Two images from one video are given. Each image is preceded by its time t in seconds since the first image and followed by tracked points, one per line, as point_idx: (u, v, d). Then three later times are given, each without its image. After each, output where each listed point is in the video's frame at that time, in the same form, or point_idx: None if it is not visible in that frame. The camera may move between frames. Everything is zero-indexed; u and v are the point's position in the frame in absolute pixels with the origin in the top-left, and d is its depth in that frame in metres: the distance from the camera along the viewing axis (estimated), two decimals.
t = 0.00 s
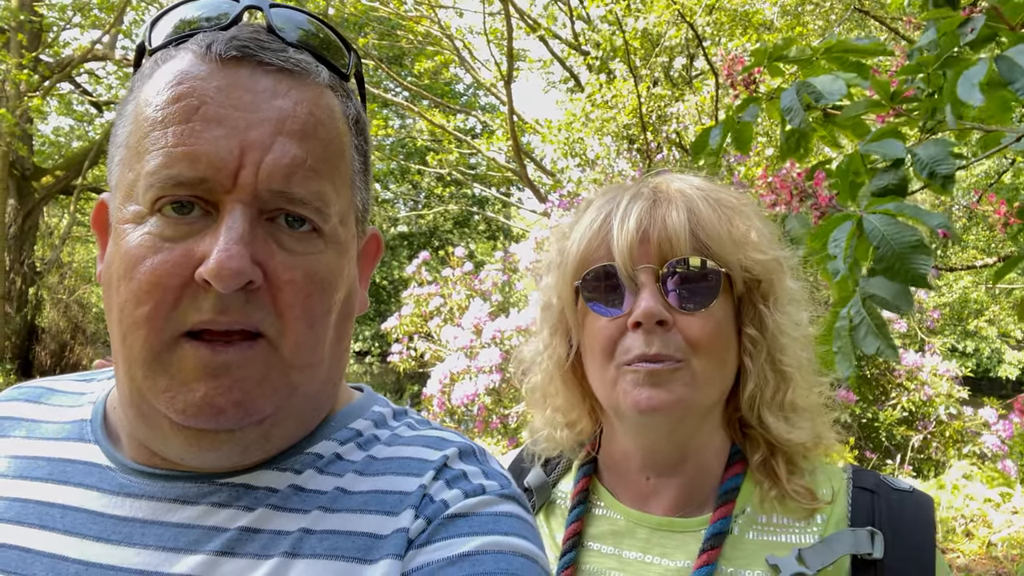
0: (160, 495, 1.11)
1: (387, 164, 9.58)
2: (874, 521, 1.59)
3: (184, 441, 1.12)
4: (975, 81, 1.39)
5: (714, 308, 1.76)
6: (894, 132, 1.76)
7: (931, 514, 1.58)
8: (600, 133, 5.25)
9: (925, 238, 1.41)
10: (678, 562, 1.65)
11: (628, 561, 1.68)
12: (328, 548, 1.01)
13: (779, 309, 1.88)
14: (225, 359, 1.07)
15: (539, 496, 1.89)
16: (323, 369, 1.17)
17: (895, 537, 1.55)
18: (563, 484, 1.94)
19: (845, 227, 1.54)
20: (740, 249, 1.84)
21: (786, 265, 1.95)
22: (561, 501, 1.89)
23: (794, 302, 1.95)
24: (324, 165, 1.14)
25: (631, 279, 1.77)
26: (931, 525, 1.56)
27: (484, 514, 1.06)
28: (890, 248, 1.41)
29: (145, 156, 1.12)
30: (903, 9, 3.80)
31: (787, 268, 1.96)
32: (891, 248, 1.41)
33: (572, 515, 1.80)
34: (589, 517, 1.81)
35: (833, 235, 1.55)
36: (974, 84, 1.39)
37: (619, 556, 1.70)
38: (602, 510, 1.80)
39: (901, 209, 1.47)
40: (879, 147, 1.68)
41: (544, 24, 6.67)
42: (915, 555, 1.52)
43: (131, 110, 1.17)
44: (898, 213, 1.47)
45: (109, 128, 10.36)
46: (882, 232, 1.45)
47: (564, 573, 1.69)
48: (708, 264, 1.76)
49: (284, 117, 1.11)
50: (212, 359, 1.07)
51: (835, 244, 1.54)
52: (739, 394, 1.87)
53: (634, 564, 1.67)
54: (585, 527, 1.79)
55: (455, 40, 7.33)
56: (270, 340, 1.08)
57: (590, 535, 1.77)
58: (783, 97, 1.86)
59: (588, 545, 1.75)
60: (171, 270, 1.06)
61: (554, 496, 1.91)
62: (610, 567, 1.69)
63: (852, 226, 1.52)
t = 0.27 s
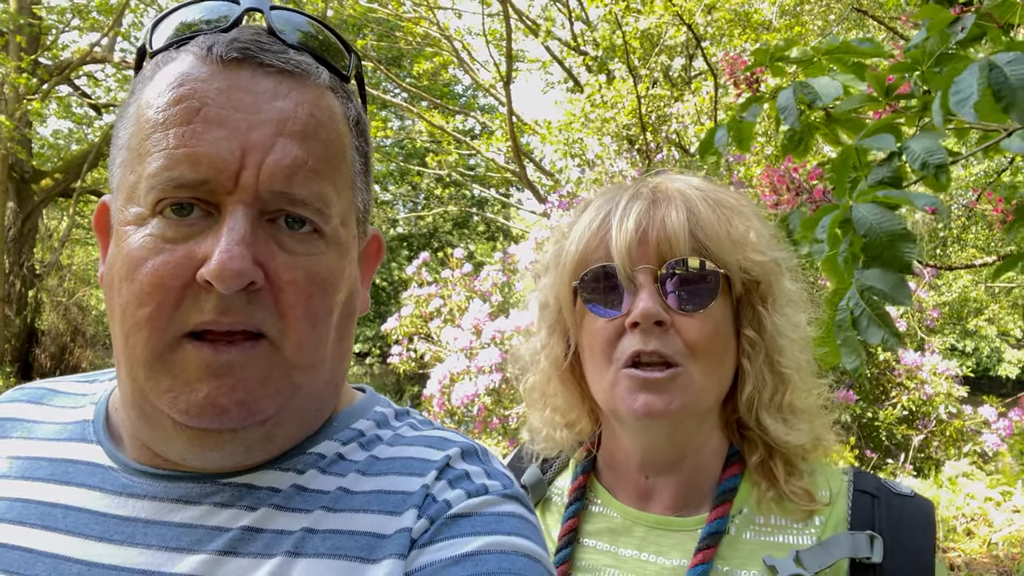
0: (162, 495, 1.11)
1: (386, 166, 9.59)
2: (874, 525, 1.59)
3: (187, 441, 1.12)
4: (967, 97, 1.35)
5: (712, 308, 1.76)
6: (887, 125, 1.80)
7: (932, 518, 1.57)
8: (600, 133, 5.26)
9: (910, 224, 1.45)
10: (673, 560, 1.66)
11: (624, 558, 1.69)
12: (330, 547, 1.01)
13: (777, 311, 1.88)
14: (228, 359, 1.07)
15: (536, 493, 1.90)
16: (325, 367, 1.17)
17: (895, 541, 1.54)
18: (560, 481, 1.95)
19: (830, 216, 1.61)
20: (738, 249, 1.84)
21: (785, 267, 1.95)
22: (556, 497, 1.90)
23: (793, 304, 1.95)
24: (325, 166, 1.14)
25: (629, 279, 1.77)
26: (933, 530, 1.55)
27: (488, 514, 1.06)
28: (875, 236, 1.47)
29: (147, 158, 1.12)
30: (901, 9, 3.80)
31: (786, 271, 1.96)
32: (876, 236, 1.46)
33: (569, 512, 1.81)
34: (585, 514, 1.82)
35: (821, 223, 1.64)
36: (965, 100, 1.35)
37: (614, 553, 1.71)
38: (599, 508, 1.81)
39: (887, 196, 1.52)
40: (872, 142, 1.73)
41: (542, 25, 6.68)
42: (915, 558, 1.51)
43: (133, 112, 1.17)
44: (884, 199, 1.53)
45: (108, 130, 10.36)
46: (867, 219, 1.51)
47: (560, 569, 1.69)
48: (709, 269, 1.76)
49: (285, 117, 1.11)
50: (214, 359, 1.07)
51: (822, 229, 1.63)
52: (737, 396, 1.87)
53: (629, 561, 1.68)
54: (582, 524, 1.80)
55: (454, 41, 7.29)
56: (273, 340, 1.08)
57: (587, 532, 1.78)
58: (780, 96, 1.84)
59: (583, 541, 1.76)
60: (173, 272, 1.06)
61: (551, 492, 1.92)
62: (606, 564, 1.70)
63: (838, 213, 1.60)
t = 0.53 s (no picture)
0: (159, 499, 1.11)
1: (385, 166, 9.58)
2: (855, 529, 1.56)
3: (201, 406, 1.11)
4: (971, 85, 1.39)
5: (706, 313, 1.74)
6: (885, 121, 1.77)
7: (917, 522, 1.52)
8: (599, 131, 5.26)
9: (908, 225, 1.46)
10: (657, 562, 1.66)
11: (610, 559, 1.70)
12: (327, 552, 1.01)
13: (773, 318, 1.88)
14: (249, 310, 1.07)
15: (524, 493, 1.91)
16: (336, 352, 1.18)
17: (876, 545, 1.51)
18: (551, 481, 1.96)
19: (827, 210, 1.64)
20: (736, 255, 1.84)
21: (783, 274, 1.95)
22: (545, 499, 1.91)
23: (789, 312, 1.95)
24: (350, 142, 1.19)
25: (625, 279, 1.77)
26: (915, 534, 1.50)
27: (485, 521, 1.06)
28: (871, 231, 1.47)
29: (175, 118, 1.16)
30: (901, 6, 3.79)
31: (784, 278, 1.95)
32: (876, 232, 1.46)
33: (557, 513, 1.81)
34: (575, 515, 1.82)
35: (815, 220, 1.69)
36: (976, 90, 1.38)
37: (600, 554, 1.71)
38: (588, 509, 1.82)
39: (880, 195, 1.52)
40: (867, 137, 1.74)
41: (542, 24, 6.67)
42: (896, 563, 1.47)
43: (161, 98, 1.22)
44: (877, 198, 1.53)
45: (107, 131, 10.35)
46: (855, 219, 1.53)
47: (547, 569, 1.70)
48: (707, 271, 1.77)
49: (314, 94, 1.16)
50: (236, 311, 1.07)
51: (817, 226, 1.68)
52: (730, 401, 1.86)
53: (616, 562, 1.69)
54: (570, 525, 1.80)
55: (453, 40, 7.30)
56: (294, 300, 1.09)
57: (575, 533, 1.79)
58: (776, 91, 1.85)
59: (571, 543, 1.77)
60: (197, 225, 1.07)
61: (538, 494, 1.93)
62: (593, 564, 1.71)
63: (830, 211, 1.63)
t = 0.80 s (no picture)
0: (158, 495, 1.11)
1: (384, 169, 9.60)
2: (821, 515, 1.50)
3: (212, 419, 1.10)
4: (962, 96, 1.38)
5: (696, 307, 1.74)
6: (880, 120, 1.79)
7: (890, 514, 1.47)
8: (598, 133, 5.27)
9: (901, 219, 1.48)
10: (646, 556, 1.64)
11: (598, 553, 1.69)
12: (326, 550, 1.01)
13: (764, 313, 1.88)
14: (267, 332, 1.05)
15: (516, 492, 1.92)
16: (343, 359, 1.19)
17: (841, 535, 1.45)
18: (544, 480, 1.96)
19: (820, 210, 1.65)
20: (729, 250, 1.84)
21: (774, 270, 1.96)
22: (537, 496, 1.91)
23: (779, 308, 1.96)
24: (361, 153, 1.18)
25: (617, 270, 1.79)
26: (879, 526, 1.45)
27: (483, 520, 1.06)
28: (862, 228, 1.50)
29: (182, 122, 1.13)
30: (898, 8, 3.80)
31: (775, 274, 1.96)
32: (867, 229, 1.49)
33: (549, 508, 1.82)
34: (566, 511, 1.82)
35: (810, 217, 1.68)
36: (961, 98, 1.39)
37: (590, 548, 1.71)
38: (579, 505, 1.82)
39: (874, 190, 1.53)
40: (865, 136, 1.70)
41: (540, 27, 6.69)
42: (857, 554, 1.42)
43: (165, 98, 1.19)
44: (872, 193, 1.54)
45: (106, 136, 10.37)
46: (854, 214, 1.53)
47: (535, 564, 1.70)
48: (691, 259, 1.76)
49: (327, 106, 1.14)
50: (257, 334, 1.04)
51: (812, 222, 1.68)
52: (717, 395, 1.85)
53: (604, 556, 1.68)
54: (561, 521, 1.80)
55: (452, 44, 7.34)
56: (309, 318, 1.08)
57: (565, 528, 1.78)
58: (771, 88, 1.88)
59: (562, 538, 1.76)
60: (216, 245, 1.05)
61: (530, 492, 1.93)
62: (581, 558, 1.70)
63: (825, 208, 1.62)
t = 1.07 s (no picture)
0: (159, 484, 1.11)
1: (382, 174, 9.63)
2: (826, 511, 1.51)
3: (201, 450, 1.09)
4: (955, 89, 1.43)
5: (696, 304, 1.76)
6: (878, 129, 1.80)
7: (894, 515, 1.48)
8: (596, 136, 5.30)
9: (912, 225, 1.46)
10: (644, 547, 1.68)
11: (598, 543, 1.73)
12: (326, 539, 1.02)
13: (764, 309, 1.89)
14: (255, 377, 1.05)
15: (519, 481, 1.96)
16: (340, 374, 1.18)
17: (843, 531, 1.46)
18: (548, 469, 2.00)
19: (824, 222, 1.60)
20: (728, 246, 1.85)
21: (773, 264, 1.97)
22: (539, 485, 1.96)
23: (780, 301, 1.96)
24: (355, 176, 1.12)
25: (615, 273, 1.79)
26: (887, 527, 1.46)
27: (482, 511, 1.06)
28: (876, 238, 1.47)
29: (163, 155, 1.08)
30: (894, 11, 3.82)
31: (774, 267, 1.96)
32: (878, 235, 1.47)
33: (550, 498, 1.86)
34: (567, 501, 1.86)
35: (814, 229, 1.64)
36: (958, 91, 1.43)
37: (588, 538, 1.75)
38: (580, 495, 1.85)
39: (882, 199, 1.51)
40: (867, 145, 1.74)
41: (538, 31, 6.71)
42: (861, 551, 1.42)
43: (145, 115, 1.13)
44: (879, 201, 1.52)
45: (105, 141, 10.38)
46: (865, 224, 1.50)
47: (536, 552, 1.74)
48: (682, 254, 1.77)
49: (317, 135, 1.08)
50: (244, 378, 1.05)
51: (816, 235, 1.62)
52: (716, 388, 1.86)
53: (603, 546, 1.72)
54: (562, 510, 1.84)
55: (450, 49, 7.37)
56: (297, 357, 1.07)
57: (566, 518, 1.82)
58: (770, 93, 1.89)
59: (562, 527, 1.80)
60: (200, 294, 1.03)
61: (533, 482, 1.97)
62: (580, 548, 1.74)
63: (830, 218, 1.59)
